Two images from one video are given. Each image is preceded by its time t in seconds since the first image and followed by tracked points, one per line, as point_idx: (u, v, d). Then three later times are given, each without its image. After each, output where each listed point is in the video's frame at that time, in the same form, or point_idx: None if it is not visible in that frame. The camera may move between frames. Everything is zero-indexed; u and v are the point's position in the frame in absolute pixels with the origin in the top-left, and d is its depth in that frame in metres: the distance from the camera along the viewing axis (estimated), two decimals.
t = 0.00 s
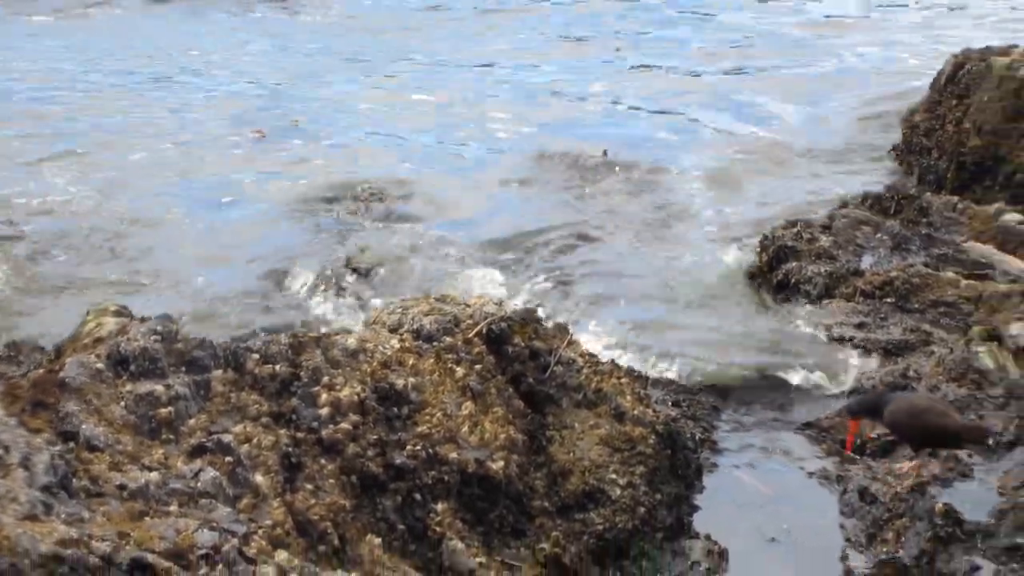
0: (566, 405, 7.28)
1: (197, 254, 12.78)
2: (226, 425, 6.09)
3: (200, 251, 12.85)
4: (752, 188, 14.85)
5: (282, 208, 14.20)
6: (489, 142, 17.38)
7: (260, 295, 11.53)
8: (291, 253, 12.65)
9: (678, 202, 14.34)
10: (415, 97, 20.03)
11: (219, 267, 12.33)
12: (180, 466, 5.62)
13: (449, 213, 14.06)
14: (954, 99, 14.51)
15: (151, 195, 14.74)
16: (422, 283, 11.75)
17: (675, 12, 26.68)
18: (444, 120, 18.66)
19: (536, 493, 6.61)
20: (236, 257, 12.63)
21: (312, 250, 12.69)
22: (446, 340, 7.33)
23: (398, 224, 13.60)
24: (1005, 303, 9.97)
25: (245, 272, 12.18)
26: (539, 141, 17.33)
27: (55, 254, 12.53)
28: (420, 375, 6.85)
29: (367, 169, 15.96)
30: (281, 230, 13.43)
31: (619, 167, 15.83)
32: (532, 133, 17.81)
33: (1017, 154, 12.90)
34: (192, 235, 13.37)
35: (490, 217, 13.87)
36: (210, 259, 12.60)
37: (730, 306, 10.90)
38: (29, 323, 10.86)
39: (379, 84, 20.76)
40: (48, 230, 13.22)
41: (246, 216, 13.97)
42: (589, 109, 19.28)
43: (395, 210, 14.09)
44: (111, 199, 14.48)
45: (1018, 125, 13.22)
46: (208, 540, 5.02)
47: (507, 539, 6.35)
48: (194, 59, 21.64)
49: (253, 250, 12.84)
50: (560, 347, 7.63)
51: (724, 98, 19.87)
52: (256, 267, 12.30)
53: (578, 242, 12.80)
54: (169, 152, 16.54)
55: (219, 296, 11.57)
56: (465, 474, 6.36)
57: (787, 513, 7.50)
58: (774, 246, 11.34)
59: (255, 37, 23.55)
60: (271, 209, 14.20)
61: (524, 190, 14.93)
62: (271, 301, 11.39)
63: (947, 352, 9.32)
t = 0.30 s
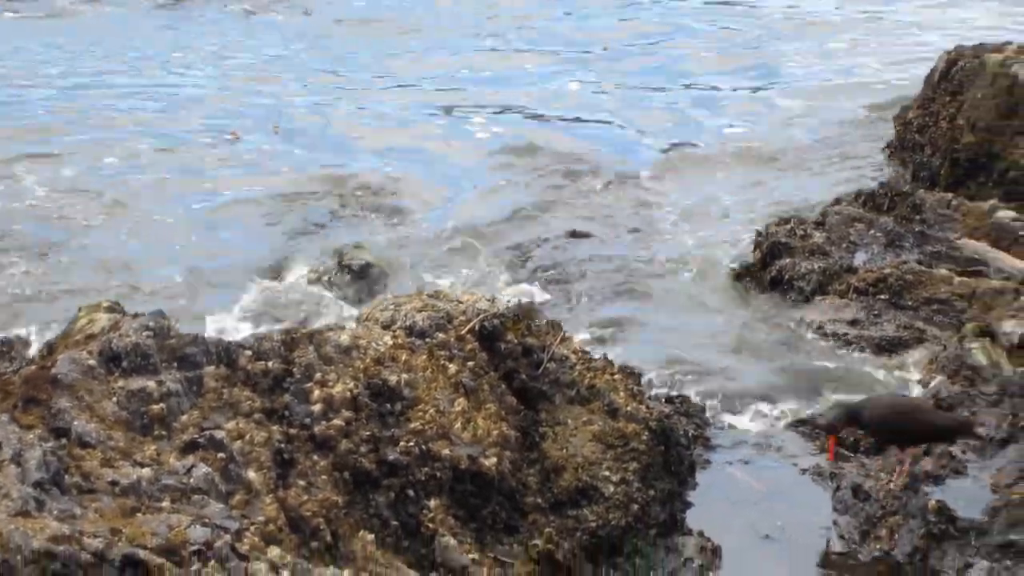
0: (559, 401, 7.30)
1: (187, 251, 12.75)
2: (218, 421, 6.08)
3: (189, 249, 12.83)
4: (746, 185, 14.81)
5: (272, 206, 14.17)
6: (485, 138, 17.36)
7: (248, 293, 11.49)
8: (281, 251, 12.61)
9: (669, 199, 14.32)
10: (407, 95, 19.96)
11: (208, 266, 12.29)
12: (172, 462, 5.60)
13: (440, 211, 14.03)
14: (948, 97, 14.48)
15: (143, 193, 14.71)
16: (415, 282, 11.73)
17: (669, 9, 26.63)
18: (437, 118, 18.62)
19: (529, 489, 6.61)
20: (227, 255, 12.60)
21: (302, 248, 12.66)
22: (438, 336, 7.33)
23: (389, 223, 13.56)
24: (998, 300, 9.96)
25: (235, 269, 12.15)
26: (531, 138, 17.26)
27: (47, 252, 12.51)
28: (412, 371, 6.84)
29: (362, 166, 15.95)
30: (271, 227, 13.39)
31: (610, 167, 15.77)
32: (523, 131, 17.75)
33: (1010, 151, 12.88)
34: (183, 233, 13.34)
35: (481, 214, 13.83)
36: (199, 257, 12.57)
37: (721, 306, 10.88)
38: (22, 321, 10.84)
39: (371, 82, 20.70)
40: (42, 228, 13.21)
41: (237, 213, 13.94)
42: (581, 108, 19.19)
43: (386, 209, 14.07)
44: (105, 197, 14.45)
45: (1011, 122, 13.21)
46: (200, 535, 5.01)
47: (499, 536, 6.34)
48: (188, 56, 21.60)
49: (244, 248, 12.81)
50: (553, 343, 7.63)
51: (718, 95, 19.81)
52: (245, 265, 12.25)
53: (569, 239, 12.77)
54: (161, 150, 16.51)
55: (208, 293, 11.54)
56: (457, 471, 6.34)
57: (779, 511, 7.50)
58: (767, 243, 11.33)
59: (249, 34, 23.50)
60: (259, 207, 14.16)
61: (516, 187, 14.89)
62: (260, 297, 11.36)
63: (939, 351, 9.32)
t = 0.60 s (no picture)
0: (554, 398, 7.34)
1: (184, 247, 12.73)
2: (213, 417, 6.08)
3: (187, 245, 12.80)
4: (741, 182, 14.78)
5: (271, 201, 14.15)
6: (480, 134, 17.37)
7: (245, 289, 11.47)
8: (280, 247, 12.60)
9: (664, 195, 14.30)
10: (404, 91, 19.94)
11: (206, 262, 12.27)
12: (166, 458, 5.59)
13: (438, 207, 14.02)
14: (942, 92, 14.46)
15: (139, 190, 14.68)
16: (411, 279, 11.72)
17: (664, 6, 26.59)
18: (433, 115, 18.60)
19: (524, 486, 6.60)
20: (226, 250, 12.57)
21: (299, 244, 12.64)
22: (433, 332, 7.30)
23: (386, 219, 13.55)
24: (993, 294, 9.92)
25: (232, 265, 12.13)
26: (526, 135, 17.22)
27: (43, 249, 12.49)
28: (407, 368, 6.84)
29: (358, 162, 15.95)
30: (269, 223, 13.37)
31: (606, 164, 15.76)
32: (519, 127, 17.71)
33: (1005, 147, 12.86)
34: (179, 230, 13.31)
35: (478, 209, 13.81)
36: (197, 253, 12.55)
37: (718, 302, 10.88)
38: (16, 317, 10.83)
39: (367, 78, 20.67)
40: (35, 225, 13.19)
41: (236, 209, 13.92)
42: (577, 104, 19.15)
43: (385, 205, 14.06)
44: (101, 194, 14.42)
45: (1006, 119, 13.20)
46: (194, 532, 5.01)
47: (494, 532, 6.32)
48: (184, 52, 21.57)
49: (241, 243, 12.78)
50: (548, 340, 7.66)
51: (713, 91, 19.78)
52: (244, 260, 12.25)
53: (565, 235, 12.74)
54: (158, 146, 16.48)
55: (206, 289, 11.52)
56: (452, 467, 6.34)
57: (777, 508, 7.54)
58: (762, 238, 11.36)
59: (244, 30, 23.47)
60: (258, 202, 14.15)
61: (514, 182, 14.89)
62: (257, 294, 11.34)
63: (935, 347, 9.34)
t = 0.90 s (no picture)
0: (551, 394, 7.35)
1: (184, 244, 12.71)
2: (209, 414, 6.09)
3: (186, 242, 12.77)
4: (739, 178, 14.77)
5: (273, 198, 14.13)
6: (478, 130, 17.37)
7: (247, 285, 11.46)
8: (279, 244, 12.57)
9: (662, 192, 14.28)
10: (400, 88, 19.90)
11: (205, 259, 12.24)
12: (163, 455, 5.60)
13: (436, 204, 13.98)
14: (939, 88, 14.45)
15: (138, 188, 14.64)
16: (411, 275, 11.70)
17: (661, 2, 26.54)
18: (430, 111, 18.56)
19: (521, 482, 6.61)
20: (226, 247, 12.55)
21: (296, 242, 12.61)
22: (430, 328, 7.29)
23: (384, 216, 13.52)
24: (991, 292, 9.96)
25: (232, 262, 12.10)
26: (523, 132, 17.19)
27: (40, 247, 12.46)
28: (403, 364, 6.84)
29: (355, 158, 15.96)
30: (268, 221, 13.35)
31: (604, 161, 15.73)
32: (516, 124, 17.69)
33: (1002, 143, 12.87)
34: (178, 227, 13.27)
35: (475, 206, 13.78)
36: (196, 250, 12.52)
37: (716, 298, 10.87)
38: (13, 315, 10.82)
39: (363, 75, 20.63)
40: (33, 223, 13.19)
41: (236, 207, 13.89)
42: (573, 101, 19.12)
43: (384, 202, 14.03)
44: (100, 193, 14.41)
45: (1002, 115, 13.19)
46: (190, 528, 5.02)
47: (491, 529, 6.34)
48: (182, 50, 21.53)
49: (239, 240, 12.76)
50: (544, 336, 7.67)
51: (710, 87, 19.76)
52: (244, 257, 12.22)
53: (562, 232, 12.72)
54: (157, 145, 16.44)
55: (206, 286, 11.50)
56: (449, 463, 6.35)
57: (773, 503, 7.51)
58: (758, 235, 11.36)
59: (241, 27, 23.42)
60: (259, 199, 14.13)
61: (511, 179, 14.88)
62: (259, 290, 11.33)
63: (932, 343, 9.37)
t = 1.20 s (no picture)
0: (550, 390, 7.35)
1: (183, 240, 12.66)
2: (208, 410, 6.05)
3: (184, 238, 12.73)
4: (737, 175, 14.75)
5: (272, 194, 14.11)
6: (475, 126, 17.37)
7: (248, 282, 11.43)
8: (277, 241, 12.53)
9: (660, 189, 14.25)
10: (397, 84, 19.86)
11: (204, 254, 12.21)
12: (161, 451, 5.59)
13: (435, 200, 13.96)
14: (938, 85, 14.44)
15: (136, 186, 14.59)
16: (410, 272, 11.68)
17: None
18: (427, 108, 18.52)
19: (519, 478, 6.61)
20: (223, 244, 12.51)
21: (294, 238, 12.58)
22: (429, 325, 7.27)
23: (381, 212, 13.50)
24: (989, 288, 9.97)
25: (231, 258, 12.07)
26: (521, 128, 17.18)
27: (37, 244, 12.42)
28: (402, 360, 6.83)
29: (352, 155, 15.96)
30: (267, 217, 13.32)
31: (603, 158, 15.69)
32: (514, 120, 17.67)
33: (1000, 141, 12.86)
34: (176, 223, 13.24)
35: (473, 202, 13.77)
36: (195, 246, 12.49)
37: (715, 294, 10.85)
38: (10, 310, 10.80)
39: (363, 72, 20.56)
40: (30, 220, 13.16)
41: (233, 203, 13.86)
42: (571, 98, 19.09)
43: (381, 198, 14.01)
44: (96, 188, 14.38)
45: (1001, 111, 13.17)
46: (189, 524, 5.00)
47: (490, 525, 6.34)
48: (177, 45, 21.48)
49: (238, 237, 12.72)
50: (543, 331, 7.67)
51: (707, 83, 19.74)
52: (242, 254, 12.18)
53: (559, 229, 12.70)
54: (155, 141, 16.39)
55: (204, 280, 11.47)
56: (447, 459, 6.35)
57: (769, 498, 7.51)
58: (757, 232, 11.38)
59: (237, 22, 23.36)
60: (258, 196, 14.11)
61: (508, 175, 14.86)
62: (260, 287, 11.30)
63: (931, 341, 9.40)
